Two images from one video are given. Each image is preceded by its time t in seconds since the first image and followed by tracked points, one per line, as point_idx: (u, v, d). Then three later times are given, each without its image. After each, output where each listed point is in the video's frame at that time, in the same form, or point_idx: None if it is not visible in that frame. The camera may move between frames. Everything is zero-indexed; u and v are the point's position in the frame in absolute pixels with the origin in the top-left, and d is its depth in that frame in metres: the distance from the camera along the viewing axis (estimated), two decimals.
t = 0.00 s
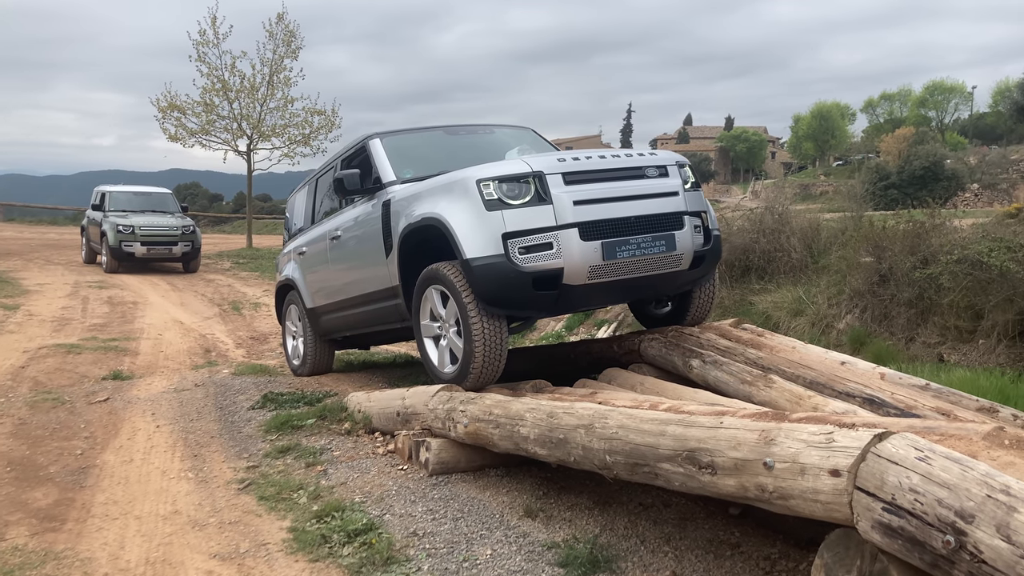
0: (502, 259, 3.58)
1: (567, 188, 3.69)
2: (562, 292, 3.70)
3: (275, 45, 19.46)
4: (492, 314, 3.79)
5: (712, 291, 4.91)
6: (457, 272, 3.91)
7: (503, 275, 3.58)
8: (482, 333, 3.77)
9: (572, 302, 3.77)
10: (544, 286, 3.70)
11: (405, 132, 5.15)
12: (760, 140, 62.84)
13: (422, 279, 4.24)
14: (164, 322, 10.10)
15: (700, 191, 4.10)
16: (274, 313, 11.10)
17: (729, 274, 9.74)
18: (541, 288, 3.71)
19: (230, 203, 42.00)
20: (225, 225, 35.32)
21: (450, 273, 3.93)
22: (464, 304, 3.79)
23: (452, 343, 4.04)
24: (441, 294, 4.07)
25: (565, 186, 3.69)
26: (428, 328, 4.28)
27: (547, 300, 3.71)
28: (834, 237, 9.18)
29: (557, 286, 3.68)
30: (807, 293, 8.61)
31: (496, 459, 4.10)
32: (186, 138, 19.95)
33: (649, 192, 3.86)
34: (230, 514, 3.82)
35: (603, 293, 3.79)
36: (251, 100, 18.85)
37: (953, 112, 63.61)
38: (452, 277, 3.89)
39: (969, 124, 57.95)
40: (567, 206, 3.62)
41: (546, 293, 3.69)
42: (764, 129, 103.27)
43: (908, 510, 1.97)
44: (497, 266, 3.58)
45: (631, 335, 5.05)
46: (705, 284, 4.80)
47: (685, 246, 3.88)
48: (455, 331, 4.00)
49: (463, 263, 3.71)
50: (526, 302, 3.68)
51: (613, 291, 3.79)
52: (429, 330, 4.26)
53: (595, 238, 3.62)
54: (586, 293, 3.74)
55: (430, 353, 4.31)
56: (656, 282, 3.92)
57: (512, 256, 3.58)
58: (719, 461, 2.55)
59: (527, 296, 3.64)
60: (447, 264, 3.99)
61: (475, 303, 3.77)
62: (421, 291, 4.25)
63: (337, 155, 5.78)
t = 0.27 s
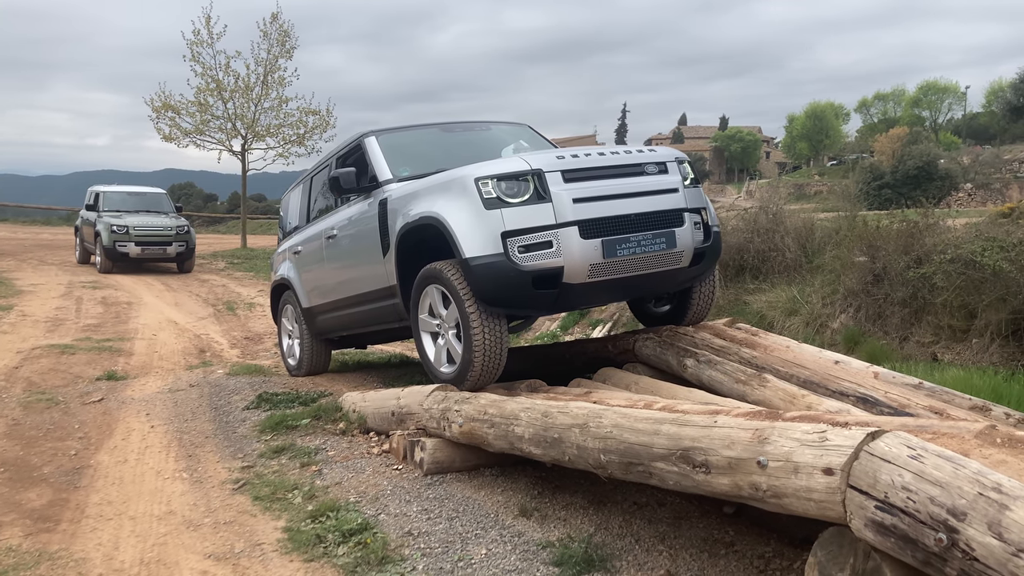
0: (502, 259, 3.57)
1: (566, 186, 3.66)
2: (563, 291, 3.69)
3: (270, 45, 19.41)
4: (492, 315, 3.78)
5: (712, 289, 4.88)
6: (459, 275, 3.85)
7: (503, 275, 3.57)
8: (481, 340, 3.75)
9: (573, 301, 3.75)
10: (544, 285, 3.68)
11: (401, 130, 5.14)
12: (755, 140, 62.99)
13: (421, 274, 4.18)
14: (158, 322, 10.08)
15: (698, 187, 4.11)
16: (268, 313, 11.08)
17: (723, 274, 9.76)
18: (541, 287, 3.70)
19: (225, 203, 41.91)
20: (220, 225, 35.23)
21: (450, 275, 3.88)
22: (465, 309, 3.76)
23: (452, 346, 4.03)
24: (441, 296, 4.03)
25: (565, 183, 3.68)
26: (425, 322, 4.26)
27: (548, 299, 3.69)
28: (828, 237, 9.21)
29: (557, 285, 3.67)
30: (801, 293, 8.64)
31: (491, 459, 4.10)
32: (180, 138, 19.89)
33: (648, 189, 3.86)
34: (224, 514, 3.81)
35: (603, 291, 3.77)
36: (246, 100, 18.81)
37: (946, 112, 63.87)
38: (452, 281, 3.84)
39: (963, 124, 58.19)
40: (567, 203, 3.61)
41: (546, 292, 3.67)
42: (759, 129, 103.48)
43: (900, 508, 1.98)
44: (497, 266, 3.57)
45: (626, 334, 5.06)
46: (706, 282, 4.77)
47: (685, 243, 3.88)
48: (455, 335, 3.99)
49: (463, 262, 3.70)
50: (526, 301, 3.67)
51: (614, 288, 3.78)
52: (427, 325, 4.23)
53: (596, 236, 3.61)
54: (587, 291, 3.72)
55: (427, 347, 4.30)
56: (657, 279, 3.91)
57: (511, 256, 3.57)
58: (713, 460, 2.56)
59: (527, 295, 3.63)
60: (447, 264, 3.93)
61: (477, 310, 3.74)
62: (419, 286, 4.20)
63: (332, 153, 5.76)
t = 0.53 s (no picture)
0: (502, 258, 3.56)
1: (566, 184, 3.67)
2: (564, 289, 3.69)
3: (266, 45, 19.38)
4: (493, 315, 3.77)
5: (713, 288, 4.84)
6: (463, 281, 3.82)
7: (503, 274, 3.56)
8: (482, 344, 3.73)
9: (575, 299, 3.75)
10: (545, 284, 3.68)
11: (399, 128, 5.14)
12: (751, 141, 63.12)
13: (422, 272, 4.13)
14: (154, 322, 10.07)
15: (699, 183, 4.11)
16: (265, 313, 11.08)
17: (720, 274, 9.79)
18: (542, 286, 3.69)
19: (221, 203, 41.84)
20: (216, 225, 35.18)
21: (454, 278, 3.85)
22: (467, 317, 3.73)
23: (452, 349, 4.02)
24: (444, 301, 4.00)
25: (565, 181, 3.68)
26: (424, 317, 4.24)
27: (549, 298, 3.69)
28: (824, 237, 9.24)
29: (559, 284, 3.67)
30: (797, 293, 8.67)
31: (487, 459, 4.11)
32: (176, 138, 19.85)
33: (649, 186, 3.86)
34: (221, 514, 3.81)
35: (605, 290, 3.78)
36: (242, 100, 18.78)
37: (941, 113, 64.10)
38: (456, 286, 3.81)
39: (957, 125, 58.41)
40: (568, 202, 3.61)
41: (548, 291, 3.66)
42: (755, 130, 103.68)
43: (894, 506, 2.00)
44: (498, 265, 3.56)
45: (622, 334, 5.07)
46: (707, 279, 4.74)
47: (687, 241, 3.88)
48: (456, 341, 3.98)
49: (464, 263, 3.69)
50: (528, 300, 3.67)
51: (616, 287, 3.78)
52: (426, 321, 4.21)
53: (597, 234, 3.61)
54: (589, 289, 3.72)
55: (425, 343, 4.28)
56: (659, 277, 3.92)
57: (512, 255, 3.56)
58: (708, 459, 2.57)
59: (528, 294, 3.62)
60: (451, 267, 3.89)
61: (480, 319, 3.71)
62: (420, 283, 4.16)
63: (329, 152, 5.76)
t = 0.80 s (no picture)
0: (506, 259, 3.56)
1: (570, 184, 3.67)
2: (568, 290, 3.69)
3: (263, 45, 19.36)
4: (497, 316, 3.77)
5: (717, 288, 4.81)
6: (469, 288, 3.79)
7: (507, 275, 3.56)
8: (485, 344, 3.73)
9: (578, 300, 3.75)
10: (549, 285, 3.68)
11: (399, 126, 5.14)
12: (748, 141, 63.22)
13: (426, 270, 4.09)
14: (152, 323, 10.06)
15: (703, 182, 4.11)
16: (262, 314, 11.07)
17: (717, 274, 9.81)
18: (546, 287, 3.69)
19: (219, 204, 41.81)
20: (214, 225, 35.15)
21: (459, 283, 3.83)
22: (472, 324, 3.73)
23: (453, 353, 4.03)
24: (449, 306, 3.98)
25: (569, 180, 3.68)
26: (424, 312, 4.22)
27: (553, 299, 3.69)
28: (821, 238, 9.25)
29: (562, 285, 3.67)
30: (794, 293, 8.70)
31: (485, 459, 4.11)
32: (173, 138, 19.83)
33: (654, 185, 3.86)
34: (220, 514, 3.81)
35: (609, 290, 3.78)
36: (239, 101, 18.76)
37: (938, 113, 64.23)
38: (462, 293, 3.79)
39: (954, 126, 58.52)
40: (572, 201, 3.61)
41: (551, 292, 3.66)
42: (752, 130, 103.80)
43: (891, 505, 2.00)
44: (502, 266, 3.56)
45: (620, 335, 5.08)
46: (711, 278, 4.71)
47: (691, 240, 3.89)
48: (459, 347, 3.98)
49: (466, 263, 3.70)
50: (531, 301, 3.67)
51: (620, 287, 3.78)
52: (426, 317, 4.19)
53: (601, 234, 3.62)
54: (593, 289, 3.72)
55: (425, 338, 4.27)
56: (664, 276, 3.92)
57: (516, 256, 3.57)
58: (706, 458, 2.58)
59: (532, 295, 3.62)
60: (456, 271, 3.85)
61: (485, 329, 3.71)
62: (423, 280, 4.13)
63: (328, 151, 5.76)
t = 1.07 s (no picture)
0: (511, 260, 3.55)
1: (575, 184, 3.66)
2: (573, 292, 3.68)
3: (263, 45, 19.35)
4: (502, 318, 3.76)
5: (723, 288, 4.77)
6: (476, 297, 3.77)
7: (512, 276, 3.55)
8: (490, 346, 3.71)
9: (584, 300, 3.75)
10: (555, 286, 3.67)
11: (401, 125, 5.14)
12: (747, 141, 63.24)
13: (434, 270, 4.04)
14: (151, 323, 10.05)
15: (708, 180, 4.10)
16: (262, 314, 11.07)
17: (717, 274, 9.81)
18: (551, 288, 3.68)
19: (218, 203, 41.79)
20: (213, 225, 35.13)
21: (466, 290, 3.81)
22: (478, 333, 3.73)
23: (456, 357, 4.05)
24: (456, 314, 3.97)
25: (574, 180, 3.67)
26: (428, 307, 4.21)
27: (559, 300, 3.68)
28: (820, 238, 9.25)
29: (568, 286, 3.66)
30: (794, 293, 8.70)
31: (486, 459, 4.11)
32: (173, 138, 19.82)
33: (660, 185, 3.86)
34: (220, 514, 3.81)
35: (616, 290, 3.77)
36: (239, 101, 18.75)
37: (936, 114, 64.27)
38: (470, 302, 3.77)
39: (953, 126, 58.58)
40: (577, 202, 3.61)
41: (557, 293, 3.65)
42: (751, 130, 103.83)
43: (893, 505, 2.00)
44: (507, 267, 3.56)
45: (620, 335, 5.08)
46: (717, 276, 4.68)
47: (697, 240, 3.89)
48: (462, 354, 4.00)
49: (472, 265, 3.68)
50: (537, 302, 3.66)
51: (626, 287, 3.78)
52: (430, 312, 4.18)
53: (607, 235, 3.61)
54: (599, 290, 3.71)
55: (427, 333, 4.26)
56: (670, 277, 3.91)
57: (521, 257, 3.56)
58: (707, 459, 2.58)
59: (537, 296, 3.62)
60: (464, 277, 3.82)
61: (490, 340, 3.71)
62: (430, 279, 4.09)
63: (329, 149, 5.75)
